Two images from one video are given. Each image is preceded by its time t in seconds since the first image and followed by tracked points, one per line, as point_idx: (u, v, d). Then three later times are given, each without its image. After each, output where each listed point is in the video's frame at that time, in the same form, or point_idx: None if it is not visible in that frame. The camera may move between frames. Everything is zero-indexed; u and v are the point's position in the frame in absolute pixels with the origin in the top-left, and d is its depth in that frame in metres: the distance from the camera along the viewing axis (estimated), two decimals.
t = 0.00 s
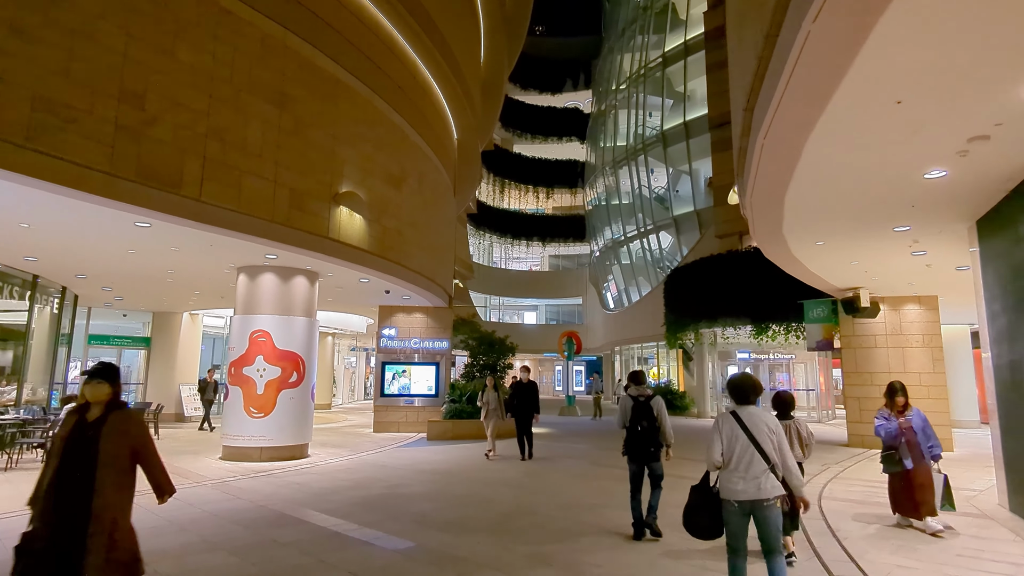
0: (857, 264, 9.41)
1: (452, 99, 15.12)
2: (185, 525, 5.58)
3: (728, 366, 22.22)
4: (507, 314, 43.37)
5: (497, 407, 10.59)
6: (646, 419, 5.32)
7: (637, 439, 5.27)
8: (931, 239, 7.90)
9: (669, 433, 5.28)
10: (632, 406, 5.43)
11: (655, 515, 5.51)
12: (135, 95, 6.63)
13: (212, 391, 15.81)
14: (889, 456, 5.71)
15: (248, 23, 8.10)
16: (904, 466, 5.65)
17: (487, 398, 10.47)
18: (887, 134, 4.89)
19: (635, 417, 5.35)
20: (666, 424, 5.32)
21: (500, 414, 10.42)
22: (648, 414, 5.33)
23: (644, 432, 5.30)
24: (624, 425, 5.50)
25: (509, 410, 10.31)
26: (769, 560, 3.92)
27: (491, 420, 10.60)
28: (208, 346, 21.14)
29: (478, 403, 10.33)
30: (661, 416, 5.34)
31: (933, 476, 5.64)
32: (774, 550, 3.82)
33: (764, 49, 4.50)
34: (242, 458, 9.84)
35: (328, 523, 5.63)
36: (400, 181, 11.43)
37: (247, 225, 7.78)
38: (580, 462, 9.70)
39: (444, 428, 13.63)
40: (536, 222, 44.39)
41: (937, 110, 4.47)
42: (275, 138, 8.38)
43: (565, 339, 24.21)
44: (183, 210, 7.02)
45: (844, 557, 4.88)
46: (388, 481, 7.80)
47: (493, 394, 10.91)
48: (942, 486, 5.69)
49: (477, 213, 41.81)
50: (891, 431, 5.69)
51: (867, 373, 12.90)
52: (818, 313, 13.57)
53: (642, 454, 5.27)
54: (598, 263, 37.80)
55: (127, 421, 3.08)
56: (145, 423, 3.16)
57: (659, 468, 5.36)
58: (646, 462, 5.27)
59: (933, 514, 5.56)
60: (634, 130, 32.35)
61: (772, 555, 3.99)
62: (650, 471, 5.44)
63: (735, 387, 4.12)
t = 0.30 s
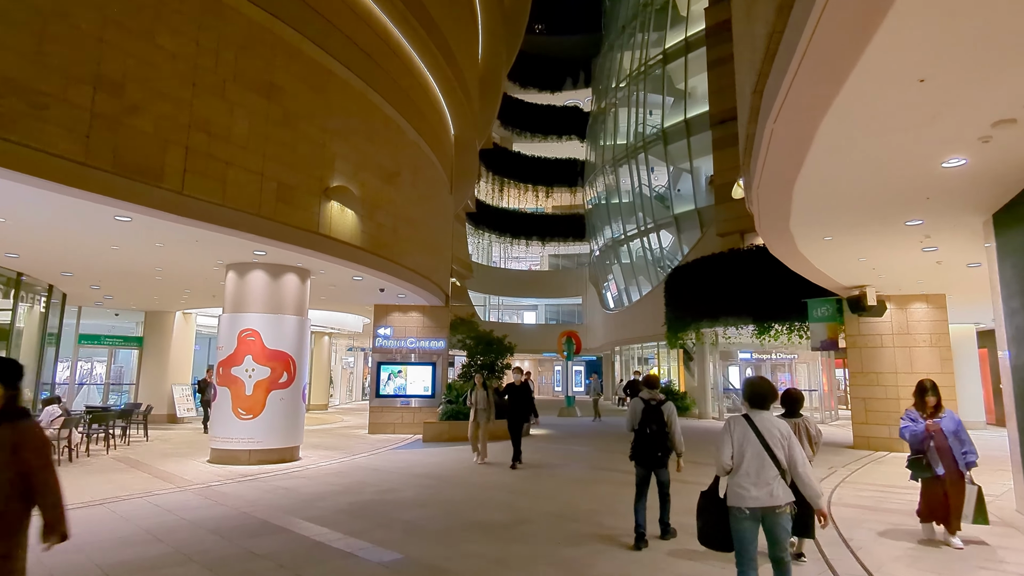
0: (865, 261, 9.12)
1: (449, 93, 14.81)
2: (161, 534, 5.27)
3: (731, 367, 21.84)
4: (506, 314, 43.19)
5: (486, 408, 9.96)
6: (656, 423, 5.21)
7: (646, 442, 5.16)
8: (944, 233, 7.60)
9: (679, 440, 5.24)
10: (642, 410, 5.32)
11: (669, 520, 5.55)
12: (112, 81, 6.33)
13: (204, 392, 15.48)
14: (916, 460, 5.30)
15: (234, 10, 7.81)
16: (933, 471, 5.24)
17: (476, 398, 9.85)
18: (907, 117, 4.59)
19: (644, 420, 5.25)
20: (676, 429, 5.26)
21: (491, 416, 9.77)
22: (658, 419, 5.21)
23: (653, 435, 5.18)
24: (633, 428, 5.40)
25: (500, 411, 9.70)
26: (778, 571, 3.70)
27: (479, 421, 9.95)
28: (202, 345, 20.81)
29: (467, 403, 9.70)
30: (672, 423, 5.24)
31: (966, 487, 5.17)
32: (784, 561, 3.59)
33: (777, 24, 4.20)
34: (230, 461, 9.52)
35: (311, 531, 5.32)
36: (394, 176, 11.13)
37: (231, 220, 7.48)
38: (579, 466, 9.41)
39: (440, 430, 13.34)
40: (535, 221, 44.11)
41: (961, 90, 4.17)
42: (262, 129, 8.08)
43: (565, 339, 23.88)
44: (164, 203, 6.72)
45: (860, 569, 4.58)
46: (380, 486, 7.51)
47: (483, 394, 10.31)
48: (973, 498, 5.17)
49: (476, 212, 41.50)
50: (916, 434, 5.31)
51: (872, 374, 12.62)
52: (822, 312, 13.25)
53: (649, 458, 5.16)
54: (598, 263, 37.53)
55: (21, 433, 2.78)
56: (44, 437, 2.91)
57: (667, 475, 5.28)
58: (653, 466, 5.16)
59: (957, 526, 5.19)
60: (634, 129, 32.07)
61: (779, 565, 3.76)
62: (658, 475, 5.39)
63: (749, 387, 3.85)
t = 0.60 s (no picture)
0: (877, 255, 8.82)
1: (447, 86, 14.50)
2: (138, 541, 4.96)
3: (733, 366, 21.41)
4: (506, 312, 42.90)
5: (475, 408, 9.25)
6: (672, 417, 5.39)
7: (662, 436, 5.34)
8: (962, 223, 7.31)
9: (695, 436, 5.48)
10: (658, 404, 5.51)
11: (678, 525, 5.32)
12: (92, 65, 6.04)
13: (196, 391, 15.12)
14: (953, 468, 4.80)
15: None
16: (972, 482, 4.71)
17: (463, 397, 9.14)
18: (935, 94, 4.29)
19: (661, 415, 5.43)
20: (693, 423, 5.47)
21: (479, 416, 9.04)
22: (674, 413, 5.41)
23: (668, 429, 5.36)
24: (649, 423, 5.57)
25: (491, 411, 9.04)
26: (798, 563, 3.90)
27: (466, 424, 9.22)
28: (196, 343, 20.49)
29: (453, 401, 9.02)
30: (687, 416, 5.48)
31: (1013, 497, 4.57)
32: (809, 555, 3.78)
33: None
34: (219, 462, 9.18)
35: (297, 538, 5.01)
36: (390, 169, 10.82)
37: (218, 211, 7.19)
38: (580, 467, 9.12)
39: (437, 429, 13.04)
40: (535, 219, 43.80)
41: (994, 62, 3.88)
42: (251, 118, 7.78)
43: (565, 337, 23.56)
44: (148, 193, 6.42)
45: None
46: (374, 488, 7.20)
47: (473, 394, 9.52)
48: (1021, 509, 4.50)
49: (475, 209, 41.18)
50: (951, 441, 4.82)
51: (881, 372, 12.31)
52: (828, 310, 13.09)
53: (665, 453, 5.35)
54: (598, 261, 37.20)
55: None
56: None
57: (680, 471, 5.41)
58: (669, 460, 5.34)
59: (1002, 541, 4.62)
60: (634, 125, 31.70)
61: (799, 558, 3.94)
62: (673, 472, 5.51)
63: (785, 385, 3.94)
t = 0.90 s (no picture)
0: (889, 248, 8.50)
1: (443, 76, 14.15)
2: (113, 552, 4.64)
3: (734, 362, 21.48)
4: (507, 309, 42.59)
5: (466, 409, 8.61)
6: (682, 420, 5.17)
7: (671, 440, 5.11)
8: (981, 214, 6.99)
9: (707, 437, 5.18)
10: (668, 407, 5.31)
11: (686, 531, 5.02)
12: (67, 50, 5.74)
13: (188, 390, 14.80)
14: (1003, 477, 4.23)
15: None
16: None
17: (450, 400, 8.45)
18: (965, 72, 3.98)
19: (670, 418, 5.22)
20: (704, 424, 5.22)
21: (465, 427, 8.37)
22: (683, 415, 5.19)
23: (678, 432, 5.14)
24: (659, 425, 5.35)
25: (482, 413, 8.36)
26: None
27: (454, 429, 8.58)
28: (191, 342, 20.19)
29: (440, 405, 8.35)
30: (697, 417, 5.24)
31: None
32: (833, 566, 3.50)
33: None
34: (209, 464, 8.87)
35: (283, 549, 4.70)
36: (385, 160, 10.49)
37: (203, 203, 6.87)
38: (582, 469, 8.82)
39: (435, 429, 12.73)
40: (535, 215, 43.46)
41: None
42: (238, 106, 7.46)
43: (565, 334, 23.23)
44: (128, 184, 6.11)
45: None
46: (367, 492, 6.90)
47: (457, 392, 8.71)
48: None
49: (475, 206, 40.83)
50: (998, 446, 4.26)
51: (889, 369, 12.00)
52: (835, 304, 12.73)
53: (675, 456, 5.10)
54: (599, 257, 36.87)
55: None
56: None
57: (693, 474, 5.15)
58: (681, 464, 5.09)
59: None
60: (636, 120, 31.33)
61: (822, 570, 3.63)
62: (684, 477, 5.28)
63: (804, 385, 3.71)
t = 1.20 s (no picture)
0: (899, 236, 8.20)
1: (439, 64, 13.81)
2: (79, 557, 4.36)
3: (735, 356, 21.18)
4: (506, 304, 42.30)
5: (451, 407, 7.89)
6: (686, 412, 5.04)
7: (676, 432, 4.99)
8: (997, 199, 6.68)
9: (711, 428, 5.04)
10: (670, 399, 5.16)
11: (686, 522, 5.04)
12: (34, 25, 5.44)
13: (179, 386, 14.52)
14: None
15: None
16: None
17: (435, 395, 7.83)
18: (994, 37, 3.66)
19: (674, 410, 5.09)
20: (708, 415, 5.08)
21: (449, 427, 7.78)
22: (687, 406, 5.06)
23: (682, 424, 5.01)
24: (663, 418, 5.22)
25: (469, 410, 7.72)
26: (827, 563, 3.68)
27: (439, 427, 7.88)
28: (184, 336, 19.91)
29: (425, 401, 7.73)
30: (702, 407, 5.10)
31: None
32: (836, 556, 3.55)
33: None
34: (195, 461, 8.59)
35: (262, 552, 4.42)
36: (378, 148, 10.18)
37: (185, 190, 6.57)
38: (581, 465, 8.55)
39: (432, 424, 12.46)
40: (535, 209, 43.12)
41: None
42: (221, 88, 7.15)
43: (565, 328, 22.95)
44: (104, 168, 5.81)
45: None
46: (357, 490, 6.62)
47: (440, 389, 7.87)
48: None
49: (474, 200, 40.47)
50: None
51: (896, 363, 11.71)
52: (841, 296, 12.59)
53: (682, 448, 4.98)
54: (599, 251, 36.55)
55: None
56: None
57: (701, 465, 5.05)
58: (687, 456, 4.97)
59: None
60: (636, 112, 30.96)
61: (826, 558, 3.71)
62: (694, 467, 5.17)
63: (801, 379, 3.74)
